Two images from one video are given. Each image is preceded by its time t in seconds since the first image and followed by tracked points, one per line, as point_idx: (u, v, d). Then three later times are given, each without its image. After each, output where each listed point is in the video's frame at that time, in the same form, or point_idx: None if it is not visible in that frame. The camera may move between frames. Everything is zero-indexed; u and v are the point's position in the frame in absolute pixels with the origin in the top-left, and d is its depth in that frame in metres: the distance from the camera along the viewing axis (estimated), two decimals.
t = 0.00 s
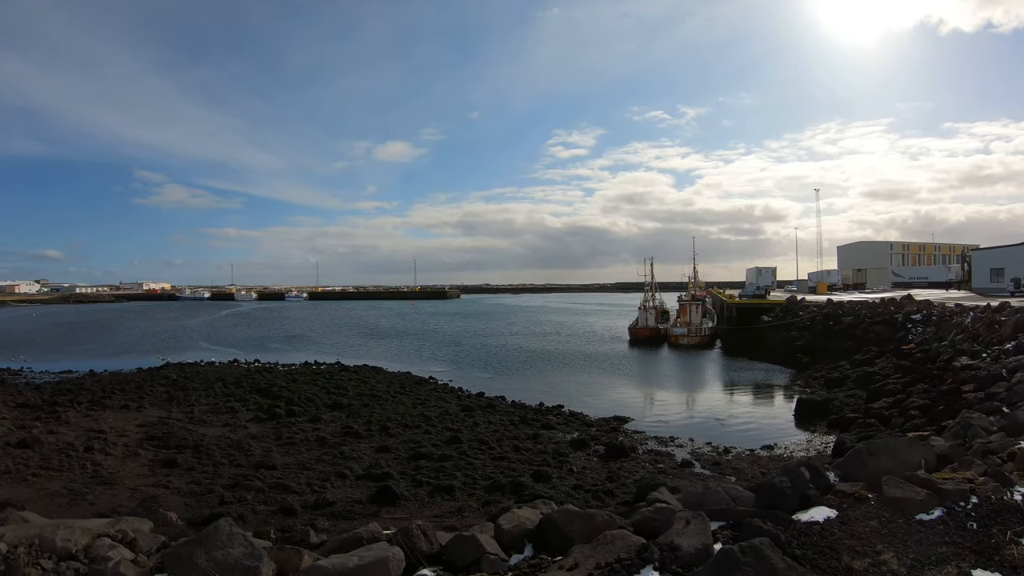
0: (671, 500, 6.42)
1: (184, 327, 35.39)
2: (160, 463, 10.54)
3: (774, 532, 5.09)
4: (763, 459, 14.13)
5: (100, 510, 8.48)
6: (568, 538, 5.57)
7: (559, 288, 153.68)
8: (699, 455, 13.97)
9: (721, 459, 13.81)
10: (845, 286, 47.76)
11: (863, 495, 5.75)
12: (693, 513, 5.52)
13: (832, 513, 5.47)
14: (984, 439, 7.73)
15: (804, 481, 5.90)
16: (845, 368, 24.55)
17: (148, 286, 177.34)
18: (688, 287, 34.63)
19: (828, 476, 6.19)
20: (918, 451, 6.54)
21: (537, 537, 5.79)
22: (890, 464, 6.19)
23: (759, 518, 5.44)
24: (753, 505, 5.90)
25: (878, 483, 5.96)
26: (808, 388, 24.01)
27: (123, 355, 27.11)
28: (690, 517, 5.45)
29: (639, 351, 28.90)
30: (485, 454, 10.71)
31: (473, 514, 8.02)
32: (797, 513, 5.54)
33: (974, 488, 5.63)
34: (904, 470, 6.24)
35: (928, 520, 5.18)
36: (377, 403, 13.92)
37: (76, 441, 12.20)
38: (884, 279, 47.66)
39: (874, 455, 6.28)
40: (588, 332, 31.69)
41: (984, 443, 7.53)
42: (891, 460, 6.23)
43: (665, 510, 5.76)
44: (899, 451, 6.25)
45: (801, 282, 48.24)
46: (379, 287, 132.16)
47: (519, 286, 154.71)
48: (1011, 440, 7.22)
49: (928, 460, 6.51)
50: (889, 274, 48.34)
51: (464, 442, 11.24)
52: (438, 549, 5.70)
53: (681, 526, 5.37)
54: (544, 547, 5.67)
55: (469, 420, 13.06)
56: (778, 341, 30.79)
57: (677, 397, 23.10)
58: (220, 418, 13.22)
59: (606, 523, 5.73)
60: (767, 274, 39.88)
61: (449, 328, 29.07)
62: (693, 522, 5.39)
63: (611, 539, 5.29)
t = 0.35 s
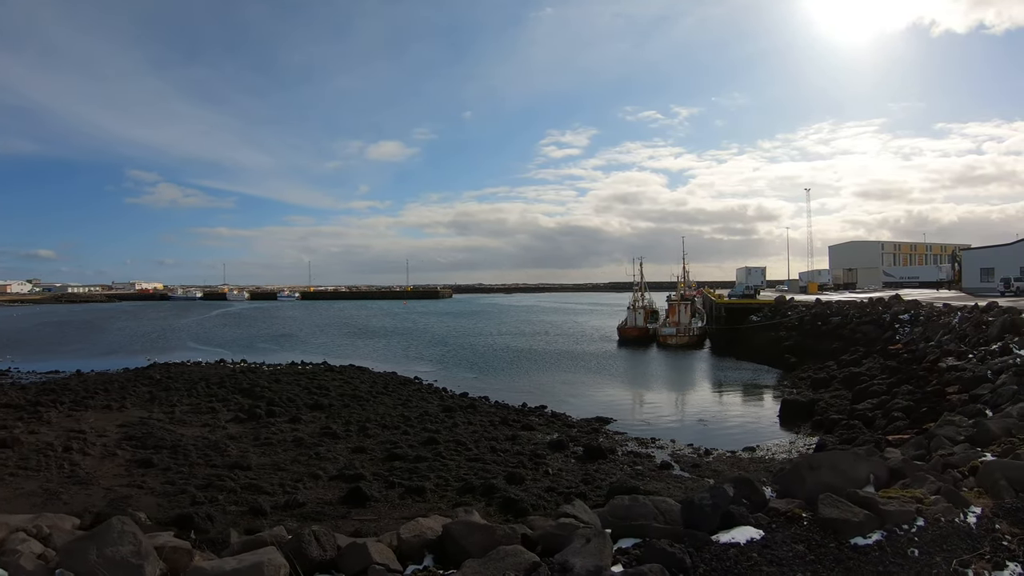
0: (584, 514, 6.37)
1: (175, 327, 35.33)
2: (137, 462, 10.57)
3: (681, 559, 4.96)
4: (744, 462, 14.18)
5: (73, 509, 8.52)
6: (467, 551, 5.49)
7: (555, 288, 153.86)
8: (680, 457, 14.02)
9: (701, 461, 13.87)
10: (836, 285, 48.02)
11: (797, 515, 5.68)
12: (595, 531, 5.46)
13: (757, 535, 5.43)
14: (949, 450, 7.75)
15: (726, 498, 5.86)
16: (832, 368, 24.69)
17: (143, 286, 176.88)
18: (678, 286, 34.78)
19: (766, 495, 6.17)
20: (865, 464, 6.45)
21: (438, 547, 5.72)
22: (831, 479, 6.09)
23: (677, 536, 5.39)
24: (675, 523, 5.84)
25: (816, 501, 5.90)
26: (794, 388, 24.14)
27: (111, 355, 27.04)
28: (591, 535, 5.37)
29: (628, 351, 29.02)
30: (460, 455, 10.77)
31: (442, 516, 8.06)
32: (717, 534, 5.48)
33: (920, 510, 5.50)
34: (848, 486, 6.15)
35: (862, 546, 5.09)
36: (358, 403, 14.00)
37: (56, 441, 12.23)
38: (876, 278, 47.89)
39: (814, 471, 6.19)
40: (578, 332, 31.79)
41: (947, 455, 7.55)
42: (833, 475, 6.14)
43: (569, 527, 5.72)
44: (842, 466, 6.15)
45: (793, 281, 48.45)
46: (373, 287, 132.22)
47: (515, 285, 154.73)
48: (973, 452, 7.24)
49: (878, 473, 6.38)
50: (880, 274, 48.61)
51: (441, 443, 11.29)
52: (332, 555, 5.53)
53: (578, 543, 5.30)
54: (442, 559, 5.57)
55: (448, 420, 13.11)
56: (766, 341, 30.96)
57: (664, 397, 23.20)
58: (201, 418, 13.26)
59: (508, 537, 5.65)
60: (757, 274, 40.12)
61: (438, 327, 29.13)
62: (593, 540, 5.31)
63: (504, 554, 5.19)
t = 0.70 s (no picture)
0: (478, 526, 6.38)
1: (152, 326, 35.09)
2: (100, 464, 10.59)
3: None
4: (712, 464, 14.39)
5: (31, 511, 8.55)
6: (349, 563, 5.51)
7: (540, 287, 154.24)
8: (648, 458, 14.23)
9: (668, 462, 14.09)
10: (814, 285, 48.77)
11: (706, 537, 5.77)
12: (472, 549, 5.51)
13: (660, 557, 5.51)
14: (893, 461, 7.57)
15: (626, 517, 5.92)
16: (806, 368, 25.08)
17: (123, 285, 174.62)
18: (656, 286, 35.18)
19: (680, 512, 6.48)
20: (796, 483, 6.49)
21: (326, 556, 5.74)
22: (752, 495, 6.26)
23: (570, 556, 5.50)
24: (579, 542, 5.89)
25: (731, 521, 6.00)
26: (768, 389, 24.50)
27: (85, 356, 26.83)
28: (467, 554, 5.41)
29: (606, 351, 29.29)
30: (424, 457, 10.89)
31: (398, 518, 8.16)
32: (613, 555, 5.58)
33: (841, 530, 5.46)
34: (771, 503, 6.22)
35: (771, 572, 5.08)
36: (327, 404, 14.08)
37: (20, 442, 12.20)
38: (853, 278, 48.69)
39: (735, 487, 6.32)
40: (557, 331, 32.06)
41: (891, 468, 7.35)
42: (755, 493, 6.28)
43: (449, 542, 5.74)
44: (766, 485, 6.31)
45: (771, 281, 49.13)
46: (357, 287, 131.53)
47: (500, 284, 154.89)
48: (914, 466, 7.08)
49: (807, 489, 6.52)
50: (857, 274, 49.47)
51: (407, 445, 11.40)
52: (216, 561, 5.51)
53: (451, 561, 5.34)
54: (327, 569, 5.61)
55: (417, 422, 13.24)
56: (741, 340, 31.43)
57: (639, 396, 23.48)
58: (168, 419, 13.28)
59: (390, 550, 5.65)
60: (734, 274, 40.71)
61: (416, 327, 29.24)
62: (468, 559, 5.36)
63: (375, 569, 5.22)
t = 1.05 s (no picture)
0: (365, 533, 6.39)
1: (132, 326, 34.93)
2: (66, 464, 10.65)
3: None
4: (682, 464, 14.60)
5: None
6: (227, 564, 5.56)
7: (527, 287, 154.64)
8: (618, 459, 14.44)
9: (637, 463, 14.29)
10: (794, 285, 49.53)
11: (604, 554, 5.83)
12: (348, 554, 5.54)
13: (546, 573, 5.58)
14: (838, 469, 7.39)
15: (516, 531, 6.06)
16: (781, 368, 25.47)
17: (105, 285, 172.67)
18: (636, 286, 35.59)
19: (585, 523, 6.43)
20: (715, 495, 6.55)
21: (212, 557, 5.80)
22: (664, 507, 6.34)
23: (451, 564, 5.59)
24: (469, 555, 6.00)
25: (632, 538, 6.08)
26: (743, 389, 24.87)
27: (61, 356, 26.69)
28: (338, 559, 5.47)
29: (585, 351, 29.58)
30: (388, 458, 11.03)
31: (356, 520, 8.28)
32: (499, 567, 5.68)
33: (754, 556, 5.39)
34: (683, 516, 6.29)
35: None
36: (298, 404, 14.19)
37: None
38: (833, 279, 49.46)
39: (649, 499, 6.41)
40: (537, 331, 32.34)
41: (833, 479, 7.16)
42: (666, 505, 6.34)
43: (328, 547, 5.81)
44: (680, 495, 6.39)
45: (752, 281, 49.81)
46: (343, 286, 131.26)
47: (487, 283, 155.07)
48: (858, 476, 6.82)
49: (729, 504, 6.56)
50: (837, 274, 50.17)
51: (373, 446, 11.54)
52: (105, 558, 5.57)
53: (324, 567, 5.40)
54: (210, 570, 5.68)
55: (386, 423, 13.38)
56: (719, 339, 31.88)
57: (616, 395, 23.77)
58: (138, 419, 13.33)
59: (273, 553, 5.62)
60: (714, 274, 41.31)
61: (396, 326, 29.37)
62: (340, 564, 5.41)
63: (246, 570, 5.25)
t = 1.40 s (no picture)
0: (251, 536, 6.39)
1: (112, 326, 34.81)
2: (32, 465, 10.72)
3: None
4: (652, 466, 14.81)
5: None
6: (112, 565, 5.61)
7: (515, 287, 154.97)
8: (590, 461, 14.61)
9: (606, 465, 14.50)
10: (775, 284, 50.24)
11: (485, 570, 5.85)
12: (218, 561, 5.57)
13: None
14: (771, 483, 7.58)
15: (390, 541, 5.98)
16: (759, 369, 25.86)
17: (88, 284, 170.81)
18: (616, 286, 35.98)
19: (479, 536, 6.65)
20: (621, 511, 6.57)
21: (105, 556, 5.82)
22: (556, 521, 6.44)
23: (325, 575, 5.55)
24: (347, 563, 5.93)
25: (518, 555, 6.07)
26: (719, 389, 25.23)
27: (37, 356, 26.59)
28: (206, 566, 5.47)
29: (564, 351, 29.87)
30: (354, 459, 11.18)
31: (316, 522, 8.43)
32: None
33: None
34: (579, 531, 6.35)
35: None
36: (270, 406, 14.31)
37: None
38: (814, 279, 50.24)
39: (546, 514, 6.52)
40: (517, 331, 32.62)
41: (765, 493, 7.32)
42: (561, 520, 6.45)
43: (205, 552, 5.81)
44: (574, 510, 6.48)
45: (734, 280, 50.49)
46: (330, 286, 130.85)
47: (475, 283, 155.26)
48: (789, 492, 6.96)
49: (637, 519, 6.55)
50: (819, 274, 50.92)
51: (340, 448, 11.69)
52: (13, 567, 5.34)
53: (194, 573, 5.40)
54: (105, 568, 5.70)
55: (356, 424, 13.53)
56: (697, 339, 32.30)
57: (593, 395, 24.05)
58: (108, 420, 13.40)
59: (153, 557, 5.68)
60: (693, 274, 41.99)
61: (377, 326, 29.55)
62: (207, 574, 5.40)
63: None
